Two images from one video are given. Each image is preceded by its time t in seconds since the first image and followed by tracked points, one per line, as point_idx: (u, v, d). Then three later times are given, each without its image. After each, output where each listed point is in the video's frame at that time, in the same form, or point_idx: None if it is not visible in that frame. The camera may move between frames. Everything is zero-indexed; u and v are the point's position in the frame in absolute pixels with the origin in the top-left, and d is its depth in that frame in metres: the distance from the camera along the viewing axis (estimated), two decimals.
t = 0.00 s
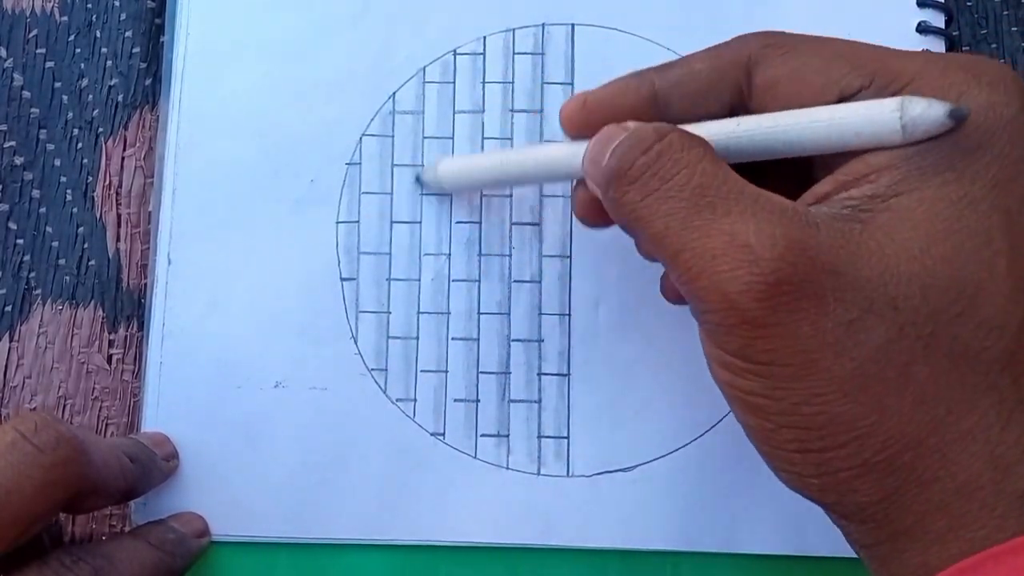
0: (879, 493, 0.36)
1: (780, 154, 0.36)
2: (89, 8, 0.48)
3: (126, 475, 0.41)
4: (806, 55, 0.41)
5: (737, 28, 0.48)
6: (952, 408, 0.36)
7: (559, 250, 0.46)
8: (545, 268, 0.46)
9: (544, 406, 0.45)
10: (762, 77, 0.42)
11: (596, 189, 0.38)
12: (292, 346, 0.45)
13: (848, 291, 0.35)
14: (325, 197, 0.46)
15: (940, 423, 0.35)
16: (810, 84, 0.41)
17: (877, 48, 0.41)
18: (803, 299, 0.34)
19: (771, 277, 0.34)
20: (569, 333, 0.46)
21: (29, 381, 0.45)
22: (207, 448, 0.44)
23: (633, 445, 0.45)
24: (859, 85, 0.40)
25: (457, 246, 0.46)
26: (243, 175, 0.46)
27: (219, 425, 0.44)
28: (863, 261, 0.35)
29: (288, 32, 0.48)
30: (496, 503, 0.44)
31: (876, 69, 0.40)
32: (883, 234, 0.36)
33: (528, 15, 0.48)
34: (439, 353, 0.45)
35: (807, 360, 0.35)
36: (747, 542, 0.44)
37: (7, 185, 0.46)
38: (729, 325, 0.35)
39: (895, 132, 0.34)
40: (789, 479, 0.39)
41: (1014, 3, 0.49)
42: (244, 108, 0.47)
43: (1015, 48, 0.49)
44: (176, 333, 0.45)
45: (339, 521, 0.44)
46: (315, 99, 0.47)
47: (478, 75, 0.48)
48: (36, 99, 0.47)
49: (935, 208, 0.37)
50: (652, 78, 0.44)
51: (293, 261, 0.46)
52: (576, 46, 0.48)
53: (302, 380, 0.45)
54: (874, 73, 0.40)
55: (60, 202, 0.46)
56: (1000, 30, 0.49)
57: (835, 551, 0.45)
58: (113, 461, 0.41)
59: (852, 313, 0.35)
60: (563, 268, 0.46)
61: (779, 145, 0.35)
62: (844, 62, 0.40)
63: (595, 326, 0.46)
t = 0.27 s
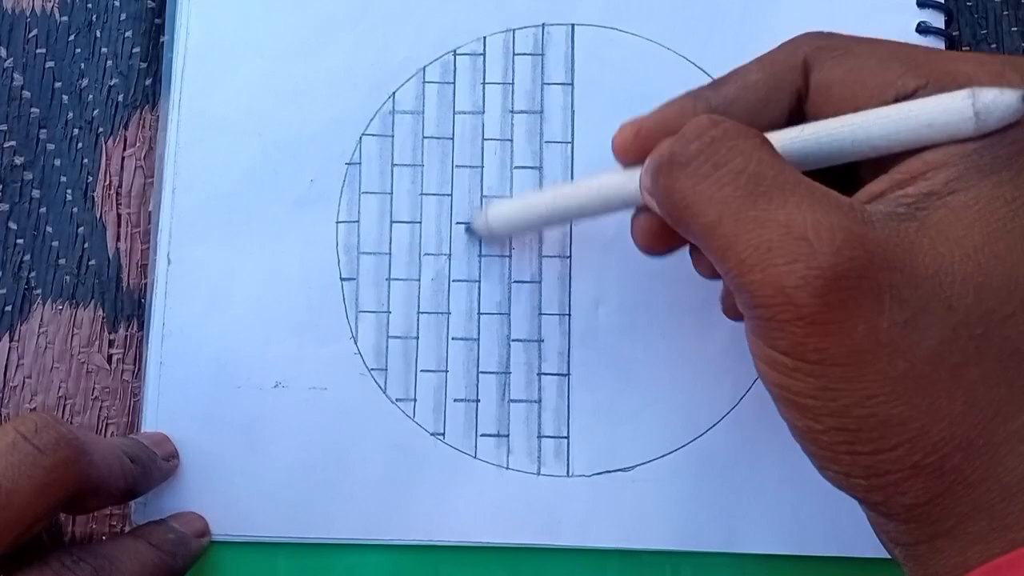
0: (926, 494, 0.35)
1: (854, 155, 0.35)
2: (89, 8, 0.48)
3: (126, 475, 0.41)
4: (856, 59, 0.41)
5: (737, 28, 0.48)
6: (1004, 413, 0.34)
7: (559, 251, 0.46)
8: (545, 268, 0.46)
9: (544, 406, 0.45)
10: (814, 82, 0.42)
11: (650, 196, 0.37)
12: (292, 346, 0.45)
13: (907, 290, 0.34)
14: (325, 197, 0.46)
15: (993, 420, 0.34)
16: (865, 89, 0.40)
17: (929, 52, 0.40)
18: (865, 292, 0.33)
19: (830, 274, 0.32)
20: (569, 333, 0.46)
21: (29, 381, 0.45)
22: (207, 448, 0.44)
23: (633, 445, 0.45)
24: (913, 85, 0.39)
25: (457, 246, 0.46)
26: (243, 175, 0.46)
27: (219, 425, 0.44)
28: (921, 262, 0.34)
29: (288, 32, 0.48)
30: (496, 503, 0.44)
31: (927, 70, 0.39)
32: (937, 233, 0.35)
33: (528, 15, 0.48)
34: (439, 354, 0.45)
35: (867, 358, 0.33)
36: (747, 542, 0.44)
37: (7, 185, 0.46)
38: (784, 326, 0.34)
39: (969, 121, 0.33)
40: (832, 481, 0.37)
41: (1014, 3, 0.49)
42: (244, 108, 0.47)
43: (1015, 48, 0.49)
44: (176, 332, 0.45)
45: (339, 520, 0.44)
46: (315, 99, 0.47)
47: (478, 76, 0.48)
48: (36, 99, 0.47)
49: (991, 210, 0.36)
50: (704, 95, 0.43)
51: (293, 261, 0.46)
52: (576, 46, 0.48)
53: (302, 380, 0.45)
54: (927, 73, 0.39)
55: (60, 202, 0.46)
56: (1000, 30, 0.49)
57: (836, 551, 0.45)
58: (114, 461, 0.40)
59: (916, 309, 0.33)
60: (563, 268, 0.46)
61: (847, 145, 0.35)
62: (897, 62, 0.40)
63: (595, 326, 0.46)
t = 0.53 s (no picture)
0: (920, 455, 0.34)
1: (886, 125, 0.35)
2: (89, 8, 0.48)
3: (126, 475, 0.41)
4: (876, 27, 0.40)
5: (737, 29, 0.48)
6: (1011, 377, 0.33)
7: (559, 251, 0.46)
8: (545, 268, 0.46)
9: (544, 406, 0.45)
10: (839, 49, 0.41)
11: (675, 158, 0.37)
12: (292, 346, 0.45)
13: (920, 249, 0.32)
14: (325, 197, 0.46)
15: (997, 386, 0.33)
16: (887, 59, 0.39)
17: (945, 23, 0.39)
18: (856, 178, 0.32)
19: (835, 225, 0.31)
20: (569, 333, 0.46)
21: (29, 381, 0.45)
22: (208, 448, 0.44)
23: (633, 445, 0.45)
24: (935, 52, 0.38)
25: (457, 246, 0.46)
26: (243, 174, 0.46)
27: (219, 424, 0.44)
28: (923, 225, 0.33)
29: (288, 32, 0.48)
30: (496, 503, 0.44)
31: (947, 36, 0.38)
32: (953, 198, 0.34)
33: (528, 15, 0.48)
34: (439, 353, 0.45)
35: (869, 314, 0.32)
36: (747, 541, 0.44)
37: (7, 185, 0.46)
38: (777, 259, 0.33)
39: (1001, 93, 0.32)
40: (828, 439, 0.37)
41: (1014, 3, 0.49)
42: (244, 108, 0.47)
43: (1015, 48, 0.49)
44: (176, 333, 0.45)
45: (339, 521, 0.44)
46: (315, 99, 0.47)
47: (478, 76, 0.48)
48: (36, 99, 0.47)
49: (1008, 174, 0.34)
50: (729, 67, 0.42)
51: (293, 261, 0.46)
52: (576, 46, 0.48)
53: (302, 380, 0.45)
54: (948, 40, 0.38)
55: (60, 202, 0.46)
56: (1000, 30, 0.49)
57: (836, 552, 0.45)
58: (114, 461, 0.40)
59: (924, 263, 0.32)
60: (563, 269, 0.46)
61: (876, 116, 0.34)
62: (916, 30, 0.39)
63: (595, 326, 0.46)
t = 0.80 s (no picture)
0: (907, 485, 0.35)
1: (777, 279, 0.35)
2: (89, 8, 0.48)
3: (127, 475, 0.41)
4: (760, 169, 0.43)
5: (737, 28, 0.48)
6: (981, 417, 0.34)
7: (559, 251, 0.46)
8: (545, 268, 0.46)
9: (544, 406, 0.45)
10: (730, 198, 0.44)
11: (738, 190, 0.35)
12: (292, 346, 0.45)
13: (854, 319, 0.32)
14: (325, 197, 0.46)
15: (928, 423, 0.34)
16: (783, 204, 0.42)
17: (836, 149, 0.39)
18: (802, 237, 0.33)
19: (823, 234, 0.32)
20: (569, 333, 0.46)
21: (29, 382, 0.45)
22: (208, 448, 0.44)
23: (633, 445, 0.45)
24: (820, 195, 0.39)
25: (457, 246, 0.46)
26: (242, 174, 0.46)
27: (219, 425, 0.44)
28: (866, 266, 0.32)
29: (288, 31, 0.48)
30: (496, 503, 0.44)
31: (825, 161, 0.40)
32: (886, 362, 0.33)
33: (528, 15, 0.48)
34: (439, 353, 0.45)
35: (925, 376, 0.33)
36: (747, 541, 0.44)
37: (7, 185, 0.46)
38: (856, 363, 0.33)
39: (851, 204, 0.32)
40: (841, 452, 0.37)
41: (1014, 3, 0.49)
42: (244, 108, 0.47)
43: (1014, 48, 0.49)
44: (176, 333, 0.45)
45: (339, 521, 0.44)
46: (315, 99, 0.47)
47: (478, 75, 0.48)
48: (36, 99, 0.47)
49: (923, 299, 0.32)
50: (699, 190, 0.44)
51: (293, 261, 0.46)
52: (576, 46, 0.48)
53: (302, 379, 0.45)
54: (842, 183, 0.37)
55: (60, 202, 0.46)
56: (1000, 30, 0.49)
57: (835, 552, 0.45)
58: (114, 461, 0.40)
59: (891, 315, 0.32)
60: (563, 269, 0.46)
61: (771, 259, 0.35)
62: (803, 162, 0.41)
63: (595, 326, 0.46)
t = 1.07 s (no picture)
0: None
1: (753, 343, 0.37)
2: (89, 8, 0.48)
3: (126, 474, 0.41)
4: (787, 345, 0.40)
5: (736, 28, 0.48)
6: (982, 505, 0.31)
7: (559, 251, 0.46)
8: (545, 268, 0.46)
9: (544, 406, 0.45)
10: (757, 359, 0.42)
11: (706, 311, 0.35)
12: (292, 346, 0.45)
13: (831, 425, 0.30)
14: (325, 197, 0.46)
15: (924, 522, 0.31)
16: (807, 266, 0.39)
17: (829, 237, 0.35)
18: (768, 322, 0.31)
19: (772, 335, 0.31)
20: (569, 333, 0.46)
21: (29, 381, 0.45)
22: (208, 448, 0.44)
23: (632, 445, 0.45)
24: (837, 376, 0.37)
25: (457, 246, 0.46)
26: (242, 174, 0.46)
27: (218, 425, 0.44)
28: (838, 366, 0.29)
29: (288, 31, 0.48)
30: (496, 504, 0.44)
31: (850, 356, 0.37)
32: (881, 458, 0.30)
33: (528, 14, 0.48)
34: (439, 353, 0.45)
35: (909, 481, 0.30)
36: (746, 541, 0.44)
37: (7, 185, 0.46)
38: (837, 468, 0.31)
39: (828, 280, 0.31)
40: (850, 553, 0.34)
41: (1014, 3, 0.49)
42: (244, 108, 0.47)
43: (1015, 49, 0.49)
44: (176, 332, 0.45)
45: (339, 520, 0.44)
46: (315, 98, 0.47)
47: (478, 74, 0.48)
48: (36, 99, 0.47)
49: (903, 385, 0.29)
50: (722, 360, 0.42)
51: (293, 261, 0.46)
52: (576, 46, 0.48)
53: (302, 379, 0.45)
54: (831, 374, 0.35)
55: (60, 202, 0.46)
56: (1000, 30, 0.49)
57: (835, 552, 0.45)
58: (113, 461, 0.40)
59: (863, 419, 0.29)
60: (563, 268, 0.46)
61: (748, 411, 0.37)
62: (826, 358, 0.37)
63: (595, 326, 0.46)
